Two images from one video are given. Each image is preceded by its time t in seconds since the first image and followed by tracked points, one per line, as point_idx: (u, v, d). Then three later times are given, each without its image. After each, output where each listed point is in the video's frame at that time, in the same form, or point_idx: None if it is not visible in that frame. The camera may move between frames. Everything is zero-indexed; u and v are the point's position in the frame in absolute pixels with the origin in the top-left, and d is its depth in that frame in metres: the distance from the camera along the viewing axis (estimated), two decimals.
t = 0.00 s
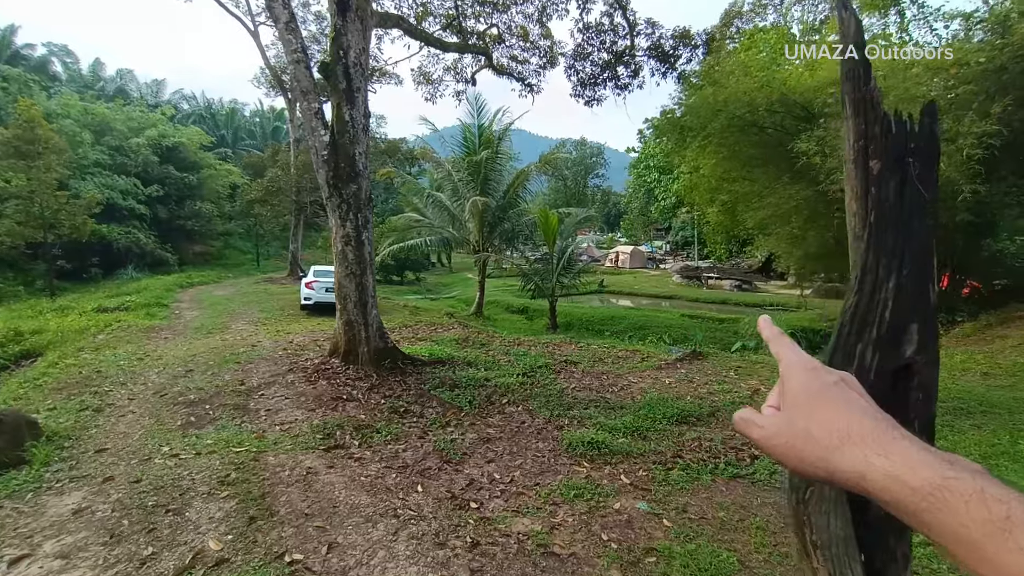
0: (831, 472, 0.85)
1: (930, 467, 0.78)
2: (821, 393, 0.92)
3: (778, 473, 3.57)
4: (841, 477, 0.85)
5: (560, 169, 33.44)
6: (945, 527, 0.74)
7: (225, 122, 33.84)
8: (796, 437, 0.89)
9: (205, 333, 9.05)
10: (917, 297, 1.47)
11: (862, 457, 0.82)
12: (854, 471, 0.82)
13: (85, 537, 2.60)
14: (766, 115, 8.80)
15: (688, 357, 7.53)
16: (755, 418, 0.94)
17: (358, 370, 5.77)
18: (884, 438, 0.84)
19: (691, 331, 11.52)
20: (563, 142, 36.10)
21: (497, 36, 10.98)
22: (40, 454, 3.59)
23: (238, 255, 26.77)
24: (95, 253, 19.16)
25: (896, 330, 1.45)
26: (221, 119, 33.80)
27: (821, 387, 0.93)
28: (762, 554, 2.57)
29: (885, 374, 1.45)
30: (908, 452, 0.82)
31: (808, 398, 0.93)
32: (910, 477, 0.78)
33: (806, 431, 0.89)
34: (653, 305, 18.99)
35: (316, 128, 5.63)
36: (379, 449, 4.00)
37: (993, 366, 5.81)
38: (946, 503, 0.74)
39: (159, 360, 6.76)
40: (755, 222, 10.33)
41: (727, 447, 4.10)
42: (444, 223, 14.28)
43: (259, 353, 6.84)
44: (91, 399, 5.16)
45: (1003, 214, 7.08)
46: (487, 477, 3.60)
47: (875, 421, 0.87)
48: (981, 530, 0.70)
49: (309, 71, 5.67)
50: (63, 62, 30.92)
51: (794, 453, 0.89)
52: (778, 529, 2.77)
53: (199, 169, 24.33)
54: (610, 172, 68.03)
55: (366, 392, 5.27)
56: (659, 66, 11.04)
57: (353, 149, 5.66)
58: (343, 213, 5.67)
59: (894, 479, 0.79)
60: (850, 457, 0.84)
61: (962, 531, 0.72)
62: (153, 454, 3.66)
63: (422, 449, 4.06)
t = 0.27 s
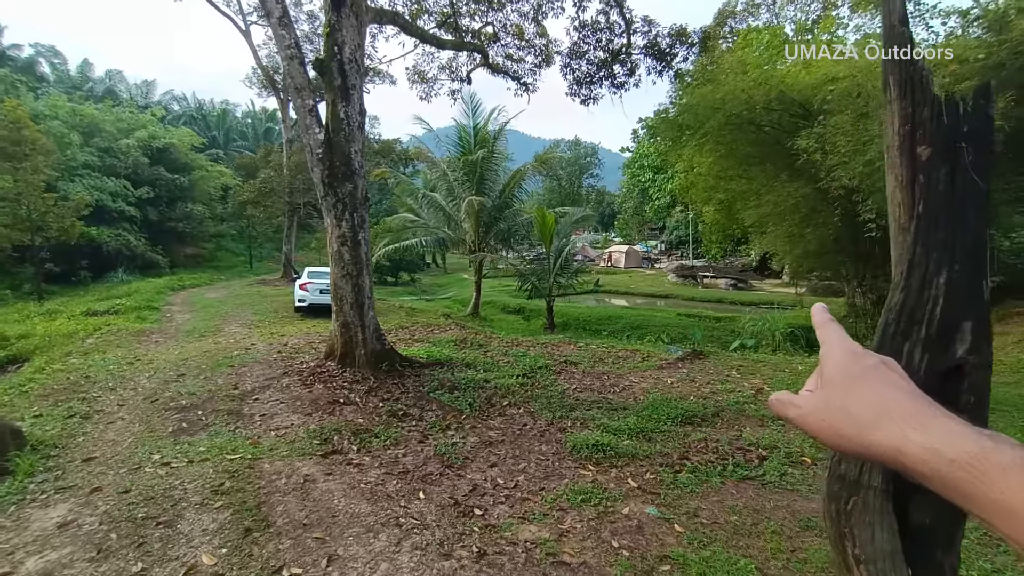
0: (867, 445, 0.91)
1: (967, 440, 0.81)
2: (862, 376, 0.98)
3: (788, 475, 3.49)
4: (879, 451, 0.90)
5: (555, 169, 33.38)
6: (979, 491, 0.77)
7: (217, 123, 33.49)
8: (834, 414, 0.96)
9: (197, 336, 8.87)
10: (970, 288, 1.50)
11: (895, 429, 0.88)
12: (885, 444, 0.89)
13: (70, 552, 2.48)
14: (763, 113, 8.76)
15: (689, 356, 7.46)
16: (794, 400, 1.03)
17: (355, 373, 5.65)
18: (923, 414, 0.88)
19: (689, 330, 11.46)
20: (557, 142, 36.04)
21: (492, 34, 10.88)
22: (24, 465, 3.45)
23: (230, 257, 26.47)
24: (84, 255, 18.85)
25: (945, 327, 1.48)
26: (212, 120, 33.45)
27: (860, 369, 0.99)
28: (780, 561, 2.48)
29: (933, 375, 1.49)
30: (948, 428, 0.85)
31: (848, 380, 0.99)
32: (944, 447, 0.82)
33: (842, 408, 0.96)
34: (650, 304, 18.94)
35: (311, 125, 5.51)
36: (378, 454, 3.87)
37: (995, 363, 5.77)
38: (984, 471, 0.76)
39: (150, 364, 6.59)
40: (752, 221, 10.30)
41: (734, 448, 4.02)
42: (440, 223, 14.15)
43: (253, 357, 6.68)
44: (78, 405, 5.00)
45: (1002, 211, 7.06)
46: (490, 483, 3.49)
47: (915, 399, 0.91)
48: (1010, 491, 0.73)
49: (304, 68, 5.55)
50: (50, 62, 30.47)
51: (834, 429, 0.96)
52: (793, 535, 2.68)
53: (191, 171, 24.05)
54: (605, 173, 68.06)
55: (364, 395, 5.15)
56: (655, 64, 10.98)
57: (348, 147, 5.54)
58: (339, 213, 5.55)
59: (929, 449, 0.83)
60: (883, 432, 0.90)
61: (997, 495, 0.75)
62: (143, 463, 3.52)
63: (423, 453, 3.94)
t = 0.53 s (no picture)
0: (853, 439, 0.89)
1: (947, 432, 0.81)
2: (854, 375, 0.96)
3: (796, 473, 3.40)
4: (864, 445, 0.88)
5: (549, 168, 33.30)
6: (951, 478, 0.77)
7: (207, 124, 33.11)
8: (826, 411, 0.93)
9: (187, 339, 8.68)
10: None
11: (882, 423, 0.86)
12: (871, 437, 0.87)
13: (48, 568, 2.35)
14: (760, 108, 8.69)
15: (688, 354, 7.39)
16: (783, 396, 1.00)
17: (350, 375, 5.52)
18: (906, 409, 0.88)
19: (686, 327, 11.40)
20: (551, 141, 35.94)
21: (485, 31, 10.76)
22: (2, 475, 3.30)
23: (222, 259, 26.17)
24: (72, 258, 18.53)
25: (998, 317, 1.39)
26: (202, 121, 33.06)
27: (853, 369, 0.96)
28: (796, 566, 2.39)
29: (986, 368, 1.40)
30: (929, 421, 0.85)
31: (837, 376, 0.96)
32: (923, 437, 0.82)
33: (830, 403, 0.93)
34: (646, 302, 18.90)
35: (302, 121, 5.37)
36: (375, 459, 3.75)
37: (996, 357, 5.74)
38: (956, 461, 0.77)
39: (138, 368, 6.42)
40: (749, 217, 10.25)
41: (740, 447, 3.93)
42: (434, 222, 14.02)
43: (245, 359, 6.53)
44: (63, 411, 4.84)
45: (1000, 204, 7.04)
46: (491, 486, 3.38)
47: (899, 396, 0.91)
48: (979, 478, 0.74)
49: (294, 61, 5.40)
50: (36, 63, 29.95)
51: (825, 425, 0.92)
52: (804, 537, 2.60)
53: (181, 172, 23.74)
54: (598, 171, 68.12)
55: (359, 397, 5.02)
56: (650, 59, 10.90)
57: (341, 143, 5.40)
58: (331, 210, 5.41)
59: (911, 440, 0.83)
60: (869, 426, 0.88)
61: (966, 482, 0.76)
62: (128, 471, 3.37)
63: (421, 457, 3.82)
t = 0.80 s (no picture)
0: (840, 455, 0.85)
1: (932, 445, 0.79)
2: (846, 394, 0.93)
3: (804, 478, 3.32)
4: (852, 461, 0.84)
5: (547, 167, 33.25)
6: (932, 490, 0.75)
7: (203, 124, 32.90)
8: (819, 430, 0.89)
9: (181, 341, 8.54)
10: None
11: (867, 437, 0.83)
12: (861, 452, 0.83)
13: None
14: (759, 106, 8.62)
15: (689, 354, 7.30)
16: (778, 417, 0.96)
17: (347, 378, 5.41)
18: (892, 424, 0.85)
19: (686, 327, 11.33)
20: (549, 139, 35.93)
21: (483, 29, 10.66)
22: None
23: (217, 259, 25.96)
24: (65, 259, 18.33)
25: None
26: (197, 120, 32.81)
27: (849, 389, 0.93)
28: None
29: None
30: (918, 436, 0.82)
31: (829, 394, 0.94)
32: (905, 447, 0.79)
33: (823, 421, 0.90)
34: (644, 302, 18.82)
35: (296, 118, 5.26)
36: (373, 465, 3.64)
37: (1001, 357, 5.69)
38: (940, 473, 0.74)
39: (131, 371, 6.29)
40: (749, 215, 10.18)
41: (747, 451, 3.84)
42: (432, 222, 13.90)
43: (239, 361, 6.41)
44: (52, 416, 4.71)
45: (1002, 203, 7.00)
46: (493, 493, 3.28)
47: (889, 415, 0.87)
48: (956, 487, 0.73)
49: (289, 58, 5.29)
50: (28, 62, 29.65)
51: (818, 442, 0.88)
52: (824, 549, 2.51)
53: (176, 171, 23.53)
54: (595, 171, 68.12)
55: (357, 400, 4.91)
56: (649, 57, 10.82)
57: (337, 141, 5.29)
58: (327, 210, 5.30)
59: (895, 452, 0.80)
60: (860, 442, 0.84)
61: (946, 493, 0.74)
62: (117, 480, 3.26)
63: (420, 462, 3.72)
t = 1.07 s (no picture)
0: (840, 453, 0.85)
1: (930, 441, 0.81)
2: (841, 387, 0.89)
3: (812, 484, 3.26)
4: (852, 460, 0.84)
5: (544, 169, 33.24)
6: (936, 488, 0.78)
7: (198, 124, 32.71)
8: (819, 429, 0.86)
9: (175, 343, 8.41)
10: None
11: (865, 434, 0.83)
12: (863, 452, 0.83)
13: None
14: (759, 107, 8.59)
15: (690, 357, 7.24)
16: (772, 413, 0.92)
17: (345, 381, 5.32)
18: (888, 420, 0.85)
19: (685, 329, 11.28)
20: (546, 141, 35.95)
21: (481, 29, 10.60)
22: None
23: (212, 260, 25.77)
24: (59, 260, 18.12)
25: None
26: (193, 121, 32.62)
27: (838, 381, 0.90)
28: None
29: None
30: (912, 430, 0.84)
31: (818, 387, 0.90)
32: (908, 447, 0.80)
33: (822, 420, 0.87)
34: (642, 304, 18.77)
35: (293, 117, 5.16)
36: (371, 471, 3.54)
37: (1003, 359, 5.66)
38: (941, 471, 0.77)
39: (123, 374, 6.17)
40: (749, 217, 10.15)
41: (752, 456, 3.77)
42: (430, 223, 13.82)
43: (235, 364, 6.31)
44: (41, 421, 4.60)
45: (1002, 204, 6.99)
46: (495, 501, 3.20)
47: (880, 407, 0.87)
48: (960, 486, 0.75)
49: (285, 56, 5.20)
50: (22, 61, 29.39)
51: (817, 442, 0.86)
52: (837, 559, 2.44)
53: (170, 172, 23.36)
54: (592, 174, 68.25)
55: (354, 404, 4.81)
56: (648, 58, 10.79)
57: (334, 141, 5.20)
58: (324, 210, 5.21)
59: (896, 452, 0.80)
60: (860, 442, 0.83)
61: (948, 491, 0.77)
62: (107, 487, 3.16)
63: (420, 468, 3.63)
